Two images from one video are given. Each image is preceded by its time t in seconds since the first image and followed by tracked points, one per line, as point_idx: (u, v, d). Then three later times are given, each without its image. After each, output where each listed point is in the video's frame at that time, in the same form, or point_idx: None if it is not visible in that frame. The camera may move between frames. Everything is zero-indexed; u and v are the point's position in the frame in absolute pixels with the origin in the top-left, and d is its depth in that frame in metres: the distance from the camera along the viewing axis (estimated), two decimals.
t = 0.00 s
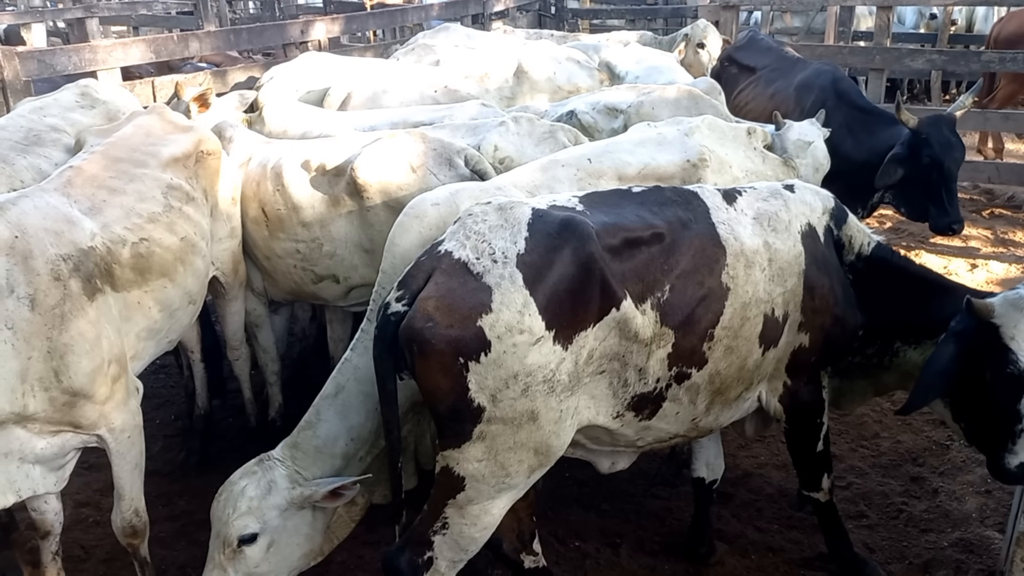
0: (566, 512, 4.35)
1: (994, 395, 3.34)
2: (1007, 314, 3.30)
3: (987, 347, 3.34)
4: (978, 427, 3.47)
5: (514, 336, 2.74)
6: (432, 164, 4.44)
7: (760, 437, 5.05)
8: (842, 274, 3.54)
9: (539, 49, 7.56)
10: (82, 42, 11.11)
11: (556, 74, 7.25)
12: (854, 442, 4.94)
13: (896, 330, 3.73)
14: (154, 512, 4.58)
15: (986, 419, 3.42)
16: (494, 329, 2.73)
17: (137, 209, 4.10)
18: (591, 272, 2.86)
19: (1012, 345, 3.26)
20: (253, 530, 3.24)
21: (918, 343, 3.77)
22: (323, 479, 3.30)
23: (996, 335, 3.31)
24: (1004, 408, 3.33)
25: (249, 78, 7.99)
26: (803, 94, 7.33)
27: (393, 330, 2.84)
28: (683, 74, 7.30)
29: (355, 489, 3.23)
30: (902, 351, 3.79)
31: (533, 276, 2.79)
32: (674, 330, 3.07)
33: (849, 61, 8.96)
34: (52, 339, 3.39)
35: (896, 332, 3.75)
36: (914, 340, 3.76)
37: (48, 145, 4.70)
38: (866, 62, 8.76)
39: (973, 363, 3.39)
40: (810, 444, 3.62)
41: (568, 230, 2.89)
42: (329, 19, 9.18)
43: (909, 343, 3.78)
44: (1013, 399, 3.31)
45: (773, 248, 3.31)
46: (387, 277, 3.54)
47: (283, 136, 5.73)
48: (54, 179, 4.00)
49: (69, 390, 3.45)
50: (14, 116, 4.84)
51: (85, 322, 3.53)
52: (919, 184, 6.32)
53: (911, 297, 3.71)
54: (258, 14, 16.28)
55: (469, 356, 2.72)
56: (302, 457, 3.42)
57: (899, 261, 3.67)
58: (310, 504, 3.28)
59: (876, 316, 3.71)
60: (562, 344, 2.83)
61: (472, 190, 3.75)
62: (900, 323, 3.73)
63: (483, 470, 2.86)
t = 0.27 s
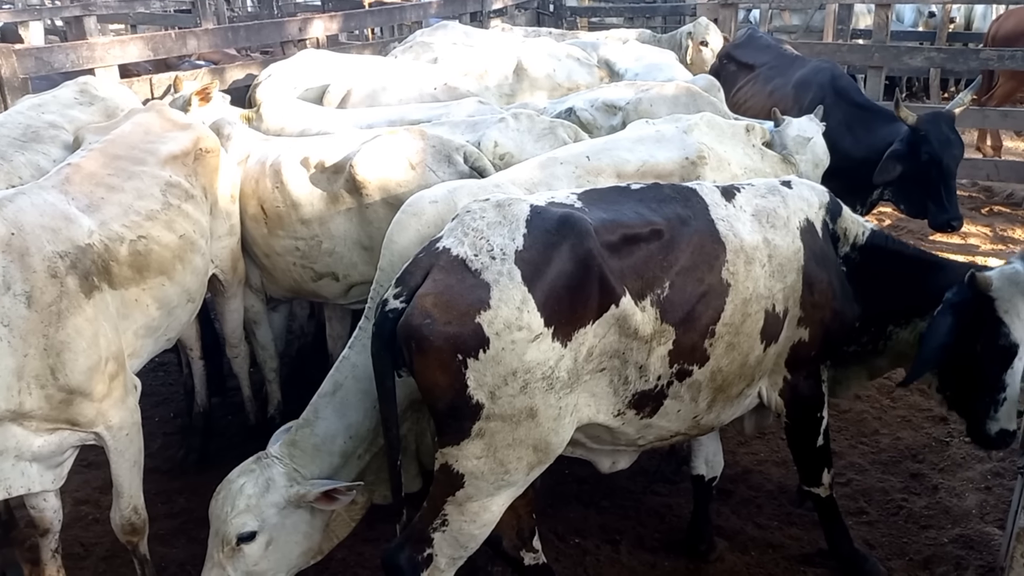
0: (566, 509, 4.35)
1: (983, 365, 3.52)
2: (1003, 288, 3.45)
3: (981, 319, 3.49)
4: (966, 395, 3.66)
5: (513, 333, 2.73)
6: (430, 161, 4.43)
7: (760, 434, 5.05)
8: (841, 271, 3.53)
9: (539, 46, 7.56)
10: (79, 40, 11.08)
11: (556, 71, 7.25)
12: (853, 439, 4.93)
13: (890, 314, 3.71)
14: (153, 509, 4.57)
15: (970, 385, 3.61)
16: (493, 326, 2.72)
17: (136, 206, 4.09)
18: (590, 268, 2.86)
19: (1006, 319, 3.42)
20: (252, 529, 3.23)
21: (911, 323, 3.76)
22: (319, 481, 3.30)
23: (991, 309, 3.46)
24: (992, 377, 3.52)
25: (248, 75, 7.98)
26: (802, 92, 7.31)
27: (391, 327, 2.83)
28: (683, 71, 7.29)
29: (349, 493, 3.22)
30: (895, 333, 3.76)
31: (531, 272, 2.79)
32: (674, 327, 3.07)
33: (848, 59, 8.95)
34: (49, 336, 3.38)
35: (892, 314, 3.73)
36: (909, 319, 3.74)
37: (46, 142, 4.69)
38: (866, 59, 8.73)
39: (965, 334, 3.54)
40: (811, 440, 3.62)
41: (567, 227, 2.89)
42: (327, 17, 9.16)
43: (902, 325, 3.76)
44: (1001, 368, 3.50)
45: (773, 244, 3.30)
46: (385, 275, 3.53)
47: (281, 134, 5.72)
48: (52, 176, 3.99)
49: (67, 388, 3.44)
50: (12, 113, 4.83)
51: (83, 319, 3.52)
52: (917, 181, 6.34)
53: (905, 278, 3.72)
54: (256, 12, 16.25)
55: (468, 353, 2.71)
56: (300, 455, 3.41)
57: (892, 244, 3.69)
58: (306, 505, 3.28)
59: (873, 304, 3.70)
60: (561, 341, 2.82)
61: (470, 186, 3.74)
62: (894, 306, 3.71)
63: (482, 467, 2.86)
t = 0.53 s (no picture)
0: (568, 508, 4.35)
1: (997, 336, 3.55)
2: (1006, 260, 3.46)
3: (989, 294, 3.52)
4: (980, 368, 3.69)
5: (517, 332, 2.73)
6: (433, 160, 4.43)
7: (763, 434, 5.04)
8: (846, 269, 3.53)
9: (542, 44, 7.56)
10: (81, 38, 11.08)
11: (559, 69, 7.25)
12: (856, 438, 4.93)
13: (891, 303, 3.76)
14: (156, 508, 4.57)
15: (986, 357, 3.63)
16: (498, 325, 2.72)
17: (139, 206, 4.09)
18: (594, 267, 2.86)
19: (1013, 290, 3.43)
20: (257, 530, 3.23)
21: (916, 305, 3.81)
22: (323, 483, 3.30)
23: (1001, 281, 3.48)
24: (1007, 346, 3.55)
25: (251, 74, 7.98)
26: (805, 92, 7.30)
27: (395, 327, 2.83)
28: (686, 69, 7.28)
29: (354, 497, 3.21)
30: (898, 320, 3.82)
31: (536, 271, 2.78)
32: (679, 327, 3.06)
33: (851, 57, 8.94)
34: (51, 335, 3.38)
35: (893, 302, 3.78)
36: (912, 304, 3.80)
37: (49, 141, 4.69)
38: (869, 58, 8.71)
39: (975, 307, 3.57)
40: (816, 438, 3.62)
41: (571, 226, 2.88)
42: (330, 15, 9.16)
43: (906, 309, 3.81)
44: (1016, 336, 3.52)
45: (778, 243, 3.30)
46: (388, 274, 3.53)
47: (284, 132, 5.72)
48: (55, 176, 3.99)
49: (70, 387, 3.44)
50: (15, 111, 4.83)
51: (85, 319, 3.52)
52: (920, 179, 6.32)
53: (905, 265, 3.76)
54: (258, 10, 16.24)
55: (472, 352, 2.71)
56: (305, 455, 3.41)
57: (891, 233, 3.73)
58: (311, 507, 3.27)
59: (873, 298, 3.72)
60: (565, 340, 2.82)
61: (473, 185, 3.75)
62: (894, 295, 3.76)
63: (487, 467, 2.86)
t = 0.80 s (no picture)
0: (575, 506, 4.35)
1: (1019, 311, 3.64)
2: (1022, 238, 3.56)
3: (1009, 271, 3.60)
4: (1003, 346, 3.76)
5: (527, 330, 2.73)
6: (441, 159, 4.43)
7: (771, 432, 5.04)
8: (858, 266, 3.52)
9: (551, 43, 7.57)
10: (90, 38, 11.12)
11: (568, 67, 7.24)
12: (864, 437, 4.92)
13: (904, 297, 3.76)
14: (164, 505, 4.59)
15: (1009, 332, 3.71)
16: (507, 322, 2.72)
17: (147, 204, 4.11)
18: (604, 265, 2.86)
19: None
20: (269, 527, 3.25)
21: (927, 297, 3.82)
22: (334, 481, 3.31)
23: (1017, 257, 3.57)
24: None
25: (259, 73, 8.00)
26: (814, 89, 7.28)
27: (405, 324, 2.84)
28: (694, 67, 7.27)
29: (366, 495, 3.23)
30: (913, 312, 3.83)
31: (546, 268, 2.79)
32: (688, 325, 3.06)
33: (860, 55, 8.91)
34: (60, 333, 3.39)
35: (907, 295, 3.77)
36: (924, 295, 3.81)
37: (58, 139, 4.71)
38: (877, 57, 8.68)
39: (993, 286, 3.65)
40: (826, 436, 3.62)
41: (581, 223, 2.89)
42: (337, 15, 9.17)
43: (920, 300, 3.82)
44: None
45: (788, 241, 3.29)
46: (398, 273, 3.54)
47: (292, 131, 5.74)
48: (64, 174, 4.01)
49: (78, 384, 3.46)
50: (25, 110, 4.85)
51: (93, 316, 3.54)
52: (929, 177, 6.28)
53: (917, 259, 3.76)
54: (266, 9, 16.27)
55: (482, 349, 2.72)
56: (315, 452, 3.42)
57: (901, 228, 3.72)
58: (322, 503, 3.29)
59: (885, 295, 3.71)
60: (575, 337, 2.82)
61: (482, 183, 3.75)
62: (906, 290, 3.76)
63: (495, 464, 2.87)
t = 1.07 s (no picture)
0: (581, 504, 4.34)
1: None
2: None
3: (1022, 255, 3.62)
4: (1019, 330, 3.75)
5: (534, 326, 2.72)
6: (445, 156, 4.42)
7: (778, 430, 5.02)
8: (868, 262, 3.51)
9: (556, 40, 7.56)
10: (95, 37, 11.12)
11: (573, 64, 7.24)
12: (871, 434, 4.90)
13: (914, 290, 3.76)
14: (170, 504, 4.59)
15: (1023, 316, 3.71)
16: (515, 319, 2.71)
17: (151, 203, 4.11)
18: (612, 261, 2.85)
19: None
20: (284, 525, 3.22)
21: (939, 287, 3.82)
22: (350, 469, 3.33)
23: None
24: None
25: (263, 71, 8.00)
26: (819, 86, 7.26)
27: (413, 320, 2.83)
28: (700, 63, 7.26)
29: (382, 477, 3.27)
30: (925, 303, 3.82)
31: (554, 265, 2.78)
32: (695, 322, 3.05)
33: (865, 51, 8.87)
34: (65, 332, 3.39)
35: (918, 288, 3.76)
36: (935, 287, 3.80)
37: (62, 138, 4.71)
38: (884, 52, 8.63)
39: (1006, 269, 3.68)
40: (835, 433, 3.61)
41: (589, 220, 2.87)
42: (342, 12, 9.16)
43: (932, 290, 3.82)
44: None
45: (796, 237, 3.28)
46: (405, 270, 3.54)
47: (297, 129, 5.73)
48: (68, 172, 4.01)
49: (83, 383, 3.46)
50: (29, 109, 4.85)
51: (98, 315, 3.53)
52: (934, 173, 6.23)
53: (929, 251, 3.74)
54: (271, 7, 16.25)
55: (490, 346, 2.71)
56: (323, 448, 3.43)
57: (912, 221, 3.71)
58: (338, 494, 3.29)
59: (894, 290, 3.70)
60: (582, 334, 2.81)
61: (490, 180, 3.74)
62: (916, 284, 3.75)
63: (503, 461, 2.86)
